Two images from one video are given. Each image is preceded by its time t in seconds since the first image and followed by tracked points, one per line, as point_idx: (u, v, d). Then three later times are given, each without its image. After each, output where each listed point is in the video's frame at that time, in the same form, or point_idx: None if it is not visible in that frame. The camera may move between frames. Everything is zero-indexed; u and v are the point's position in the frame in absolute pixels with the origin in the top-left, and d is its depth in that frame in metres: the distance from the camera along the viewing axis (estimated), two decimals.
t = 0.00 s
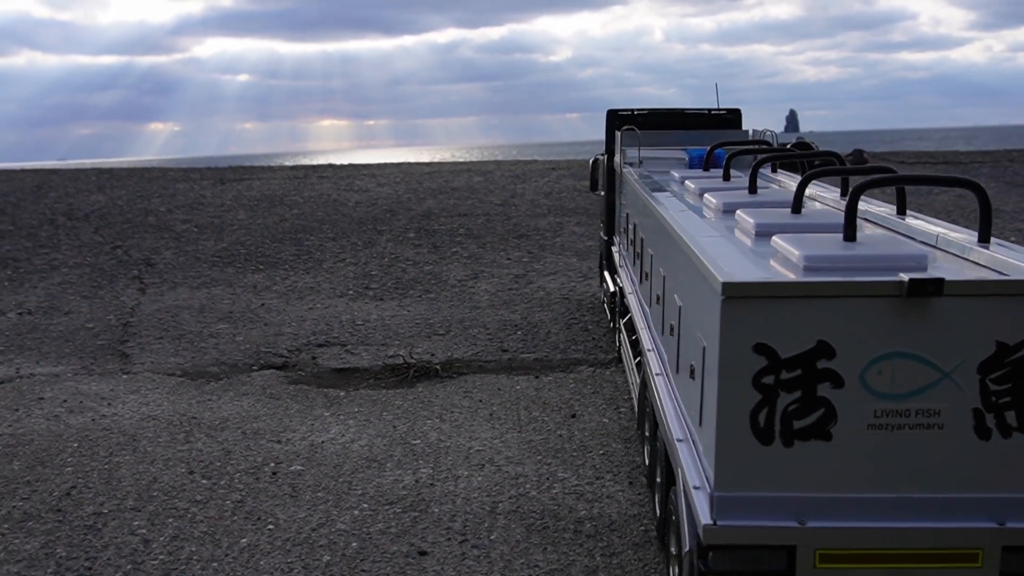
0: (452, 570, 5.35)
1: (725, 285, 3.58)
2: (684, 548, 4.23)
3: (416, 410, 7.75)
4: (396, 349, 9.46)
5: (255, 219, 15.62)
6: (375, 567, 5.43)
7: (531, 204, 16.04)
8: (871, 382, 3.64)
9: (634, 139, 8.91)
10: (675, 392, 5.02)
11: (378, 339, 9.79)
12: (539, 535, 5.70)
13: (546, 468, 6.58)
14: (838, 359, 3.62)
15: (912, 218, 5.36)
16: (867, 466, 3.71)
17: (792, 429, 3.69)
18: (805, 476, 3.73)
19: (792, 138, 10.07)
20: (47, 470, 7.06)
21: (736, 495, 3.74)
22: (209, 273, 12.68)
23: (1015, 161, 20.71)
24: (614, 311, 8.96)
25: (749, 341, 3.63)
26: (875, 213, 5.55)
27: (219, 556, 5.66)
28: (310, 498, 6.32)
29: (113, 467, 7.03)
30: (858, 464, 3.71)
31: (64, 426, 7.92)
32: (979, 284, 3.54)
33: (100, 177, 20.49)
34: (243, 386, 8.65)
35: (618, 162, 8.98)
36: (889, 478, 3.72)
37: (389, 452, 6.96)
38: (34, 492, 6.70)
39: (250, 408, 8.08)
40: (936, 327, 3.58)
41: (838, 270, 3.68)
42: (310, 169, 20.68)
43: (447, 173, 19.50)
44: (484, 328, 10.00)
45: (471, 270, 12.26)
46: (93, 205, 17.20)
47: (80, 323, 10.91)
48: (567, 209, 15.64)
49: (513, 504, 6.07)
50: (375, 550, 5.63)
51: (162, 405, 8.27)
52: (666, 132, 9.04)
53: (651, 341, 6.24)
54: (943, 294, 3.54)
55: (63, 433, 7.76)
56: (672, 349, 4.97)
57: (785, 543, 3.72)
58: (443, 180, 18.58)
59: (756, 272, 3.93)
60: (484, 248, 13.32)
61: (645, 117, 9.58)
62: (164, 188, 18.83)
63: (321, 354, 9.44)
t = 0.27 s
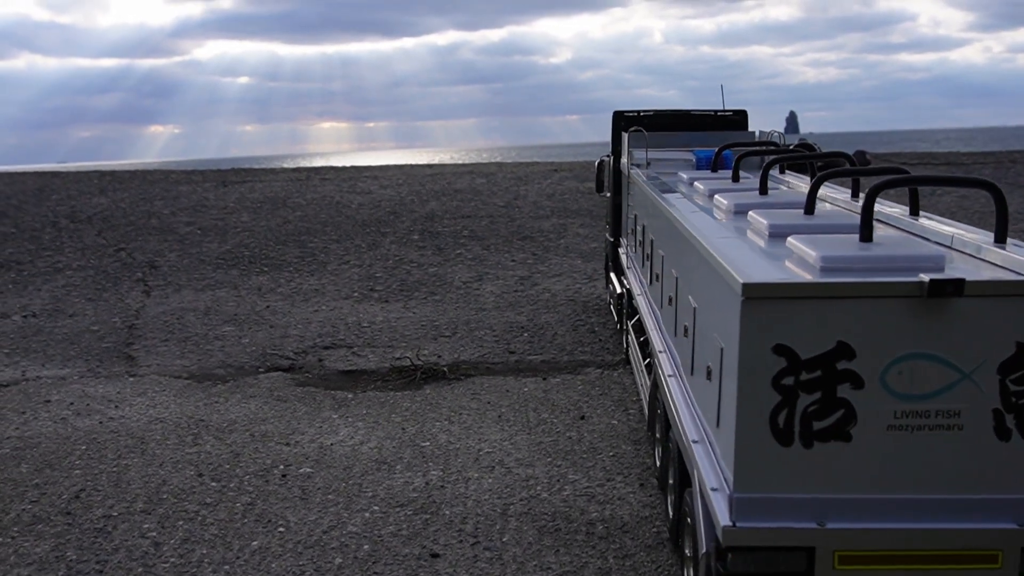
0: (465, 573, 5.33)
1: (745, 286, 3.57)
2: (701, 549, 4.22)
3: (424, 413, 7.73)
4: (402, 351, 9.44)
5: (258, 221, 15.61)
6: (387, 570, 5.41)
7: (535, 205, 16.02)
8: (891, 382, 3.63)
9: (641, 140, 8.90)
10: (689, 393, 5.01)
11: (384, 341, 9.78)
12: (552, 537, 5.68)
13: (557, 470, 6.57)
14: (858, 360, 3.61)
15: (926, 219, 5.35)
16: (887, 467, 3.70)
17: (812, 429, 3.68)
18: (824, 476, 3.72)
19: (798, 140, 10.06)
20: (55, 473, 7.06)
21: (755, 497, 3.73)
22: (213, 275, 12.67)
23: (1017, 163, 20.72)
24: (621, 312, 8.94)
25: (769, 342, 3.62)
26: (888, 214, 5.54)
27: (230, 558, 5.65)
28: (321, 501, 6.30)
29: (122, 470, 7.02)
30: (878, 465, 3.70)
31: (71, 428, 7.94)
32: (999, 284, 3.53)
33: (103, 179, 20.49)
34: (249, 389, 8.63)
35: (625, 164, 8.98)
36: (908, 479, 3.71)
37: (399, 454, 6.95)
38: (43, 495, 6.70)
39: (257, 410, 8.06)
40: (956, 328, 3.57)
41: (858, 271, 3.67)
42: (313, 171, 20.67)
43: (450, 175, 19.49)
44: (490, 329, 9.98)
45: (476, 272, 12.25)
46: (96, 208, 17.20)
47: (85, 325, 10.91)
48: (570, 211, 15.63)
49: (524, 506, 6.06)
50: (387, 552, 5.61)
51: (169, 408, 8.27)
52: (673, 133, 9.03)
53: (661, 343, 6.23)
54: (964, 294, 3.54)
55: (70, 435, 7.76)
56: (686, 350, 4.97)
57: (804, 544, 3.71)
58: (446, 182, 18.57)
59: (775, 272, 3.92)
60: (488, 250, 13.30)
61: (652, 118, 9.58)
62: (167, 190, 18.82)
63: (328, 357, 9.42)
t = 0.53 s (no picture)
0: (476, 571, 5.34)
1: (761, 283, 3.58)
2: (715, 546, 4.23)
3: (433, 413, 7.74)
4: (409, 351, 9.45)
5: (263, 222, 15.62)
6: (398, 569, 5.41)
7: (539, 207, 16.04)
8: (907, 379, 3.63)
9: (648, 141, 8.91)
10: (702, 391, 5.02)
11: (390, 341, 9.78)
12: (563, 536, 5.68)
13: (566, 469, 6.57)
14: (874, 356, 3.62)
15: (938, 218, 5.34)
16: (903, 464, 3.71)
17: (827, 426, 3.69)
18: (839, 473, 3.73)
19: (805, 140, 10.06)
20: (64, 472, 7.07)
21: (771, 493, 3.74)
22: (218, 276, 12.68)
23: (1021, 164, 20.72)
24: (628, 313, 8.95)
25: (785, 339, 3.63)
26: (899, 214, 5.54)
27: (241, 557, 5.65)
28: (331, 500, 6.31)
29: (131, 469, 7.03)
30: (893, 462, 3.71)
31: (80, 429, 7.94)
32: (1016, 281, 3.54)
33: (107, 181, 20.52)
34: (257, 389, 8.64)
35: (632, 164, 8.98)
36: (924, 476, 3.71)
37: (408, 454, 6.95)
38: (53, 494, 6.71)
39: (265, 410, 8.07)
40: (972, 325, 3.58)
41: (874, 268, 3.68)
42: (316, 173, 20.69)
43: (453, 177, 19.51)
44: (496, 330, 9.99)
45: (481, 273, 12.26)
46: (101, 209, 17.23)
47: (91, 326, 10.93)
48: (575, 212, 15.64)
49: (534, 506, 6.06)
50: (398, 551, 5.61)
51: (177, 408, 8.28)
52: (680, 134, 9.03)
53: (671, 342, 6.23)
54: (980, 291, 3.54)
55: (79, 435, 7.77)
56: (698, 349, 4.97)
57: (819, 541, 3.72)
58: (450, 184, 18.58)
59: (790, 270, 3.93)
60: (493, 251, 13.31)
61: (659, 119, 9.59)
62: (171, 192, 18.85)
63: (335, 357, 9.43)
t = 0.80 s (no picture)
0: (489, 571, 5.33)
1: (778, 281, 3.59)
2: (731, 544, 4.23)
3: (442, 413, 7.74)
4: (417, 352, 9.45)
5: (268, 224, 15.64)
6: (411, 568, 5.42)
7: (544, 208, 16.04)
8: (924, 377, 3.63)
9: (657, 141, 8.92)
10: (715, 391, 5.02)
11: (398, 342, 9.79)
12: (575, 535, 5.68)
13: (577, 469, 6.57)
14: (891, 354, 3.62)
15: (950, 217, 5.34)
16: (920, 461, 3.71)
17: (845, 424, 3.69)
18: (856, 471, 3.73)
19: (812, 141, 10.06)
20: (75, 472, 7.08)
21: (788, 492, 3.74)
22: (225, 278, 12.70)
23: None
24: (636, 313, 8.95)
25: (802, 337, 3.63)
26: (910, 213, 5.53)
27: (253, 557, 5.66)
28: (342, 500, 6.31)
29: (142, 470, 7.04)
30: (910, 460, 3.71)
31: (89, 429, 7.94)
32: None
33: (112, 183, 20.56)
34: (265, 389, 8.65)
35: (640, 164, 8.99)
36: (940, 473, 3.71)
37: (418, 454, 6.96)
38: (64, 494, 6.72)
39: (275, 411, 8.08)
40: (990, 323, 3.58)
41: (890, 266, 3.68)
42: (321, 175, 20.72)
43: (458, 179, 19.52)
44: (504, 331, 9.99)
45: (488, 274, 12.27)
46: (107, 211, 17.26)
47: (99, 327, 10.94)
48: (580, 213, 15.64)
49: (545, 505, 6.06)
50: (410, 550, 5.62)
51: (186, 408, 8.29)
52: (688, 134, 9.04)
53: (682, 341, 6.23)
54: (997, 289, 3.54)
55: (89, 436, 7.78)
56: (712, 348, 4.98)
57: (836, 539, 3.73)
58: (455, 185, 18.59)
59: (805, 268, 3.94)
60: (499, 252, 13.32)
61: (666, 120, 9.60)
62: (176, 194, 18.88)
63: (342, 358, 9.44)
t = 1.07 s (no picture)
0: (499, 572, 5.35)
1: (791, 283, 3.61)
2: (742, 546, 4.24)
3: (450, 415, 7.76)
4: (425, 354, 9.48)
5: (274, 225, 15.68)
6: (421, 569, 5.43)
7: (550, 210, 16.08)
8: (937, 379, 3.65)
9: (664, 144, 8.94)
10: (726, 393, 5.04)
11: (405, 344, 9.81)
12: (585, 537, 5.70)
13: (585, 471, 6.59)
14: (904, 356, 3.64)
15: (960, 220, 5.35)
16: (933, 463, 3.72)
17: (858, 426, 3.71)
18: (869, 473, 3.74)
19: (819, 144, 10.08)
20: (85, 473, 7.11)
21: (802, 493, 3.76)
22: (231, 279, 12.73)
23: None
24: (643, 315, 8.97)
25: (815, 340, 3.65)
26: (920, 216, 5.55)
27: (265, 557, 5.69)
28: (352, 501, 6.33)
29: (152, 471, 7.07)
30: (923, 462, 3.72)
31: (99, 430, 7.97)
32: None
33: (117, 185, 20.61)
34: (274, 391, 8.68)
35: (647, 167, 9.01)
36: (953, 475, 3.72)
37: (427, 456, 6.98)
38: (75, 495, 6.75)
39: (283, 412, 8.11)
40: (1003, 326, 3.59)
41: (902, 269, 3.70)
42: (326, 177, 20.75)
43: (463, 181, 19.56)
44: (511, 333, 10.02)
45: (494, 276, 12.29)
46: (112, 212, 17.31)
47: (107, 328, 10.98)
48: (585, 215, 15.67)
49: (555, 507, 6.08)
50: (420, 551, 5.64)
51: (195, 409, 8.32)
52: (696, 137, 9.06)
53: (691, 343, 6.25)
54: (1010, 292, 3.56)
55: (98, 437, 7.82)
56: (722, 350, 5.00)
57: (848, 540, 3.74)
58: (460, 187, 18.63)
59: (818, 270, 3.96)
60: (505, 254, 13.35)
61: (673, 122, 9.62)
62: (182, 195, 18.92)
63: (350, 359, 9.46)
